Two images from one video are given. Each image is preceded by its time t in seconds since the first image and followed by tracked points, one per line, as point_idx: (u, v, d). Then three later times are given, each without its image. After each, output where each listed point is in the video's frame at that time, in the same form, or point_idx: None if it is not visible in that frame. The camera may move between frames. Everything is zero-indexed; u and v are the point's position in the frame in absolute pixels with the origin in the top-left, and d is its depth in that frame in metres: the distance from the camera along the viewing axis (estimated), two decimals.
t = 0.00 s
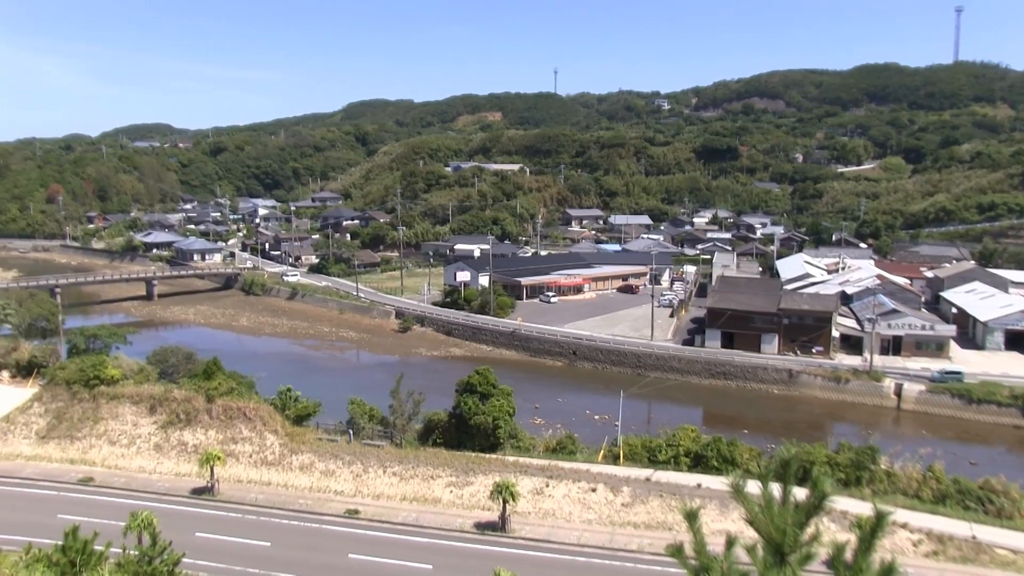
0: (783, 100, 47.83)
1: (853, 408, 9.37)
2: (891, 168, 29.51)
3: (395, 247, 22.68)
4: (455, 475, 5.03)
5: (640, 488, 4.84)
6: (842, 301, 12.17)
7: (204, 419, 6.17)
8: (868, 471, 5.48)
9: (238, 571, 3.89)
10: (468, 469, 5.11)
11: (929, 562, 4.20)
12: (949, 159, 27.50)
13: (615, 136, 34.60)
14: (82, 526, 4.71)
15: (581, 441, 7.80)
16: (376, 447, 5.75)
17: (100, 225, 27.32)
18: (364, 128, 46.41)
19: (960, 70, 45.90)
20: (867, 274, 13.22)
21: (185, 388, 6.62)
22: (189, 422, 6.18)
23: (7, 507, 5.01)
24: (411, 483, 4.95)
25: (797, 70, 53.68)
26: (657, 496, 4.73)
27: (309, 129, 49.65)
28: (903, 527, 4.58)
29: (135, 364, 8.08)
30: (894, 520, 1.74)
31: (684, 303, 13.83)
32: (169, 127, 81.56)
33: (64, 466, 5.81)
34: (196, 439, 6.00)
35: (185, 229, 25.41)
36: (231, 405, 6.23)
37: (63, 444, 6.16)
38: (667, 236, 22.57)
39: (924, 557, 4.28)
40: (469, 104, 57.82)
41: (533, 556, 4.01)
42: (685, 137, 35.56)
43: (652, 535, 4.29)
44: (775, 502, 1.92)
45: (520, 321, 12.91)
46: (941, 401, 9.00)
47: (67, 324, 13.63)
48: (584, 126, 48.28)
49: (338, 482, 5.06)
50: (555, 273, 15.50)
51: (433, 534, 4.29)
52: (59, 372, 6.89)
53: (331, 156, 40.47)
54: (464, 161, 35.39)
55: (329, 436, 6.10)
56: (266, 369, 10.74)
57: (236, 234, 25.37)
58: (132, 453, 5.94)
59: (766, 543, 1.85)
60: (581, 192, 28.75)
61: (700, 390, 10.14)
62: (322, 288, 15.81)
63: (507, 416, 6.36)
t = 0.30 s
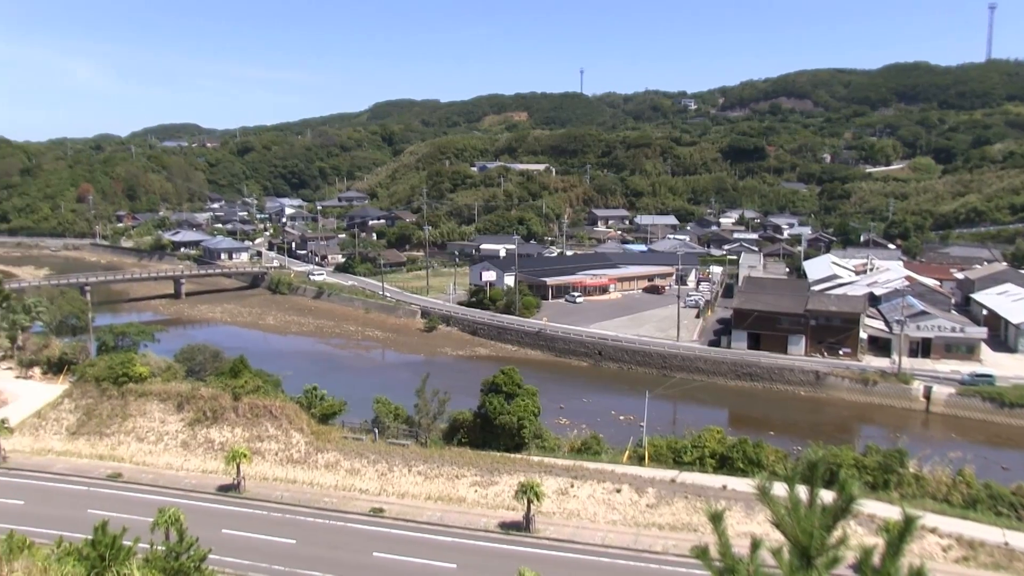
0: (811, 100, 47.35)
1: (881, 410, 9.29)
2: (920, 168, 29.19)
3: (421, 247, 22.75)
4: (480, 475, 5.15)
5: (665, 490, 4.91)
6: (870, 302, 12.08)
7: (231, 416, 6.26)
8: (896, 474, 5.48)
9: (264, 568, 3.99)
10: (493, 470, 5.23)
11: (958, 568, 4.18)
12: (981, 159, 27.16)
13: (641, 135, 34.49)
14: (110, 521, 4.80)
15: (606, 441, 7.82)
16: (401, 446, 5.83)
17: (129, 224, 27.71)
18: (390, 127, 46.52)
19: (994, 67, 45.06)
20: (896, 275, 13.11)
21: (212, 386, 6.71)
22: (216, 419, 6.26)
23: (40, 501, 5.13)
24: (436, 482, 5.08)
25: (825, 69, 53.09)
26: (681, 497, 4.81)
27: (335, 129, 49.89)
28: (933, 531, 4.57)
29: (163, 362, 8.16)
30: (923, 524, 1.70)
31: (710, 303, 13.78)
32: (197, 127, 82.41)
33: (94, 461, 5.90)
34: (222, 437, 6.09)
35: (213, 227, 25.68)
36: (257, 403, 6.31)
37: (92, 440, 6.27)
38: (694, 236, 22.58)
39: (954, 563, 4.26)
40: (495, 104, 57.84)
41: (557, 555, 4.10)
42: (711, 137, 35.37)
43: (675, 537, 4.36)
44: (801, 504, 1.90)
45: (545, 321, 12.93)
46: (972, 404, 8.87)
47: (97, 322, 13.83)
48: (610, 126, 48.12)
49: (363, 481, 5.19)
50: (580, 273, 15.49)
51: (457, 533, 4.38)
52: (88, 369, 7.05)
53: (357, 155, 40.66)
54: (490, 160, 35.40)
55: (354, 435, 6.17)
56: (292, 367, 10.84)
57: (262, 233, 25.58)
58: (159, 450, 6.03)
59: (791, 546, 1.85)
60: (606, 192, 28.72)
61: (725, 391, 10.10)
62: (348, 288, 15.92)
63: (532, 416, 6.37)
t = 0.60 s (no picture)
0: (837, 100, 46.93)
1: (908, 412, 9.22)
2: (949, 168, 28.88)
3: (446, 247, 22.82)
4: (503, 475, 5.22)
5: (689, 491, 4.97)
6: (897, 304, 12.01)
7: (256, 415, 6.31)
8: (924, 478, 5.48)
9: (288, 565, 4.06)
10: (516, 469, 5.30)
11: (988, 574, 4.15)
12: (1012, 160, 26.82)
13: (667, 135, 34.41)
14: (136, 518, 4.86)
15: (630, 442, 7.85)
16: (426, 446, 5.92)
17: (156, 224, 28.02)
18: (415, 127, 46.62)
19: None
20: (924, 276, 13.00)
21: (237, 385, 6.80)
22: (241, 418, 6.33)
23: (69, 496, 5.21)
24: (460, 482, 5.16)
25: (853, 68, 52.55)
26: (706, 499, 4.86)
27: (360, 129, 50.08)
28: (961, 536, 4.56)
29: (189, 361, 8.23)
30: (951, 529, 1.68)
31: (735, 304, 13.73)
32: (223, 127, 83.05)
33: (121, 458, 5.98)
34: (247, 435, 6.14)
35: (239, 227, 25.92)
36: (282, 402, 6.36)
37: (120, 437, 6.35)
38: (720, 236, 22.53)
39: (983, 568, 4.25)
40: (520, 104, 57.86)
41: (581, 555, 4.17)
42: (737, 137, 35.22)
43: (699, 538, 4.41)
44: (827, 507, 1.89)
45: (569, 321, 12.96)
46: (1001, 407, 8.76)
47: (125, 320, 14.02)
48: (635, 126, 48.00)
49: (387, 480, 5.27)
50: (605, 274, 15.48)
51: (481, 533, 4.45)
52: (116, 368, 7.17)
53: (382, 155, 40.83)
54: (515, 160, 35.42)
55: (378, 435, 6.24)
56: (317, 366, 10.91)
57: (288, 232, 25.78)
58: (185, 447, 6.08)
59: (817, 548, 1.83)
60: (631, 193, 28.69)
61: (750, 393, 10.06)
62: (373, 287, 16.02)
63: (556, 416, 6.39)
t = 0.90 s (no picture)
0: (864, 99, 46.43)
1: (935, 415, 9.14)
2: (978, 168, 28.51)
3: (470, 246, 22.88)
4: (526, 475, 5.29)
5: (712, 493, 5.03)
6: (925, 306, 11.92)
7: (280, 413, 6.40)
8: (951, 481, 5.50)
9: (311, 564, 4.12)
10: (539, 470, 5.37)
11: None
12: None
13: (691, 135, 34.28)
14: (161, 515, 4.93)
15: (653, 442, 7.86)
16: (449, 445, 5.99)
17: (182, 223, 28.34)
18: (439, 127, 46.69)
19: None
20: (952, 278, 12.88)
21: (262, 383, 6.88)
22: (266, 416, 6.42)
23: (96, 493, 5.30)
24: (483, 482, 5.23)
25: (880, 68, 51.96)
26: (729, 501, 4.92)
27: (384, 128, 50.28)
28: (991, 542, 4.55)
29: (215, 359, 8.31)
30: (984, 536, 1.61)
31: (760, 305, 13.67)
32: (249, 127, 83.72)
33: (146, 455, 6.08)
34: (271, 433, 6.22)
35: (264, 226, 26.15)
36: (305, 401, 6.44)
37: (145, 434, 6.45)
38: (744, 237, 22.44)
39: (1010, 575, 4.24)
40: (544, 104, 57.85)
41: (603, 555, 4.22)
42: (762, 137, 34.98)
43: (723, 540, 4.43)
44: (853, 510, 1.82)
45: (592, 321, 12.97)
46: None
47: (153, 318, 14.22)
48: (659, 125, 47.81)
49: (410, 479, 5.35)
50: (629, 274, 15.46)
51: (504, 532, 4.51)
52: (143, 365, 7.29)
53: (406, 155, 40.99)
54: (539, 160, 35.39)
55: (401, 434, 6.30)
56: (341, 365, 10.98)
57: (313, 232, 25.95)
58: (210, 445, 6.16)
59: (842, 552, 1.78)
60: (656, 193, 28.62)
61: (773, 394, 10.02)
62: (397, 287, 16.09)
63: (579, 416, 6.41)
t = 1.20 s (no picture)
0: (891, 99, 45.87)
1: (963, 419, 9.05)
2: (1008, 169, 28.10)
3: (493, 246, 22.91)
4: (548, 475, 5.34)
5: (735, 495, 5.06)
6: (953, 307, 11.80)
7: (304, 412, 6.46)
8: (979, 486, 5.49)
9: (333, 561, 4.19)
10: (562, 470, 5.41)
11: None
12: None
13: (716, 135, 34.10)
14: (185, 511, 5.00)
15: (676, 443, 7.84)
16: (471, 445, 6.02)
17: (207, 222, 28.63)
18: (463, 127, 46.71)
19: None
20: (980, 280, 12.75)
21: (286, 382, 6.94)
22: (290, 414, 6.48)
23: (123, 488, 5.37)
24: (505, 482, 5.28)
25: (909, 66, 51.31)
26: (752, 503, 4.95)
27: (408, 128, 50.42)
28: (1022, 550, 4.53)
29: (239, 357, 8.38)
30: (1013, 543, 1.59)
31: (784, 306, 13.59)
32: (274, 128, 84.26)
33: (172, 452, 6.17)
34: (295, 431, 6.29)
35: (288, 225, 26.34)
36: (329, 399, 6.51)
37: (170, 431, 6.54)
38: (769, 237, 22.29)
39: None
40: (568, 104, 57.80)
41: (625, 556, 4.28)
42: (788, 137, 34.71)
43: (746, 542, 4.49)
44: (877, 515, 1.78)
45: (615, 321, 12.95)
46: None
47: (178, 316, 14.38)
48: (683, 125, 47.58)
49: (432, 479, 5.40)
50: (653, 274, 15.41)
51: (527, 532, 4.57)
52: (168, 363, 7.34)
53: (430, 155, 41.11)
54: (564, 160, 35.32)
55: (423, 433, 6.33)
56: (364, 363, 11.04)
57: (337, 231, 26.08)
58: (234, 443, 6.24)
59: (866, 556, 1.74)
60: (680, 193, 28.52)
61: (798, 395, 9.96)
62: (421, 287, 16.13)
63: (602, 417, 6.41)
